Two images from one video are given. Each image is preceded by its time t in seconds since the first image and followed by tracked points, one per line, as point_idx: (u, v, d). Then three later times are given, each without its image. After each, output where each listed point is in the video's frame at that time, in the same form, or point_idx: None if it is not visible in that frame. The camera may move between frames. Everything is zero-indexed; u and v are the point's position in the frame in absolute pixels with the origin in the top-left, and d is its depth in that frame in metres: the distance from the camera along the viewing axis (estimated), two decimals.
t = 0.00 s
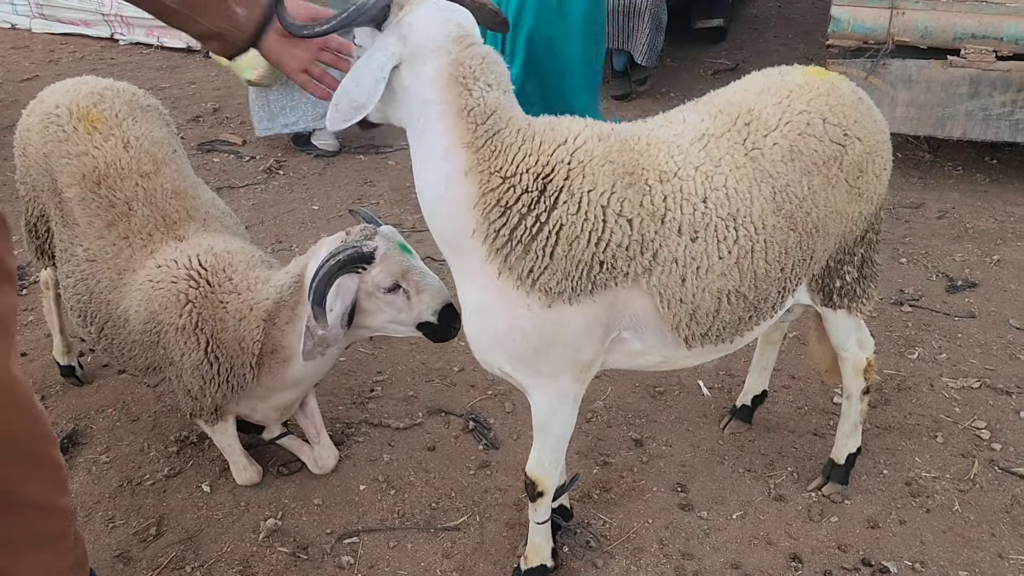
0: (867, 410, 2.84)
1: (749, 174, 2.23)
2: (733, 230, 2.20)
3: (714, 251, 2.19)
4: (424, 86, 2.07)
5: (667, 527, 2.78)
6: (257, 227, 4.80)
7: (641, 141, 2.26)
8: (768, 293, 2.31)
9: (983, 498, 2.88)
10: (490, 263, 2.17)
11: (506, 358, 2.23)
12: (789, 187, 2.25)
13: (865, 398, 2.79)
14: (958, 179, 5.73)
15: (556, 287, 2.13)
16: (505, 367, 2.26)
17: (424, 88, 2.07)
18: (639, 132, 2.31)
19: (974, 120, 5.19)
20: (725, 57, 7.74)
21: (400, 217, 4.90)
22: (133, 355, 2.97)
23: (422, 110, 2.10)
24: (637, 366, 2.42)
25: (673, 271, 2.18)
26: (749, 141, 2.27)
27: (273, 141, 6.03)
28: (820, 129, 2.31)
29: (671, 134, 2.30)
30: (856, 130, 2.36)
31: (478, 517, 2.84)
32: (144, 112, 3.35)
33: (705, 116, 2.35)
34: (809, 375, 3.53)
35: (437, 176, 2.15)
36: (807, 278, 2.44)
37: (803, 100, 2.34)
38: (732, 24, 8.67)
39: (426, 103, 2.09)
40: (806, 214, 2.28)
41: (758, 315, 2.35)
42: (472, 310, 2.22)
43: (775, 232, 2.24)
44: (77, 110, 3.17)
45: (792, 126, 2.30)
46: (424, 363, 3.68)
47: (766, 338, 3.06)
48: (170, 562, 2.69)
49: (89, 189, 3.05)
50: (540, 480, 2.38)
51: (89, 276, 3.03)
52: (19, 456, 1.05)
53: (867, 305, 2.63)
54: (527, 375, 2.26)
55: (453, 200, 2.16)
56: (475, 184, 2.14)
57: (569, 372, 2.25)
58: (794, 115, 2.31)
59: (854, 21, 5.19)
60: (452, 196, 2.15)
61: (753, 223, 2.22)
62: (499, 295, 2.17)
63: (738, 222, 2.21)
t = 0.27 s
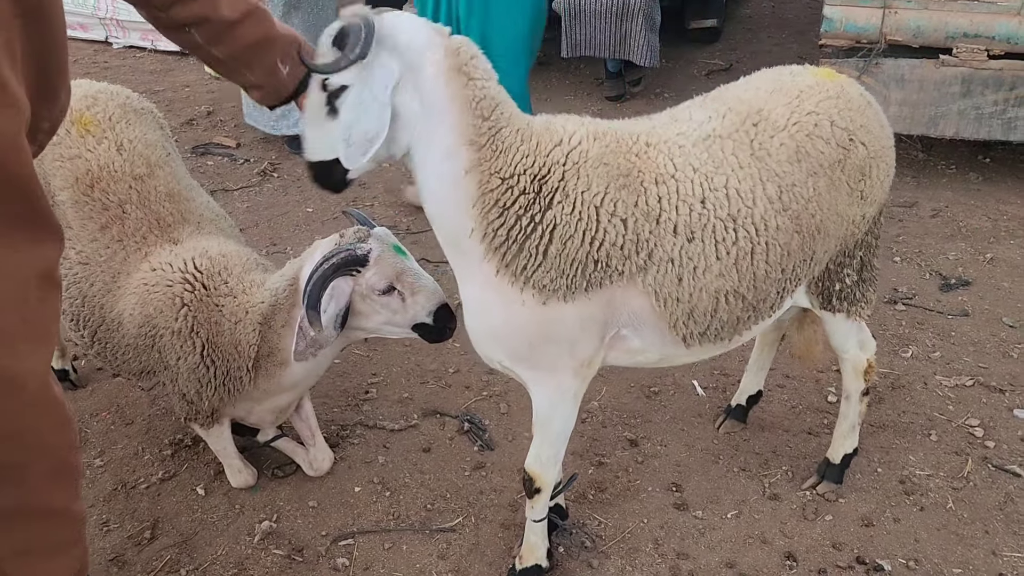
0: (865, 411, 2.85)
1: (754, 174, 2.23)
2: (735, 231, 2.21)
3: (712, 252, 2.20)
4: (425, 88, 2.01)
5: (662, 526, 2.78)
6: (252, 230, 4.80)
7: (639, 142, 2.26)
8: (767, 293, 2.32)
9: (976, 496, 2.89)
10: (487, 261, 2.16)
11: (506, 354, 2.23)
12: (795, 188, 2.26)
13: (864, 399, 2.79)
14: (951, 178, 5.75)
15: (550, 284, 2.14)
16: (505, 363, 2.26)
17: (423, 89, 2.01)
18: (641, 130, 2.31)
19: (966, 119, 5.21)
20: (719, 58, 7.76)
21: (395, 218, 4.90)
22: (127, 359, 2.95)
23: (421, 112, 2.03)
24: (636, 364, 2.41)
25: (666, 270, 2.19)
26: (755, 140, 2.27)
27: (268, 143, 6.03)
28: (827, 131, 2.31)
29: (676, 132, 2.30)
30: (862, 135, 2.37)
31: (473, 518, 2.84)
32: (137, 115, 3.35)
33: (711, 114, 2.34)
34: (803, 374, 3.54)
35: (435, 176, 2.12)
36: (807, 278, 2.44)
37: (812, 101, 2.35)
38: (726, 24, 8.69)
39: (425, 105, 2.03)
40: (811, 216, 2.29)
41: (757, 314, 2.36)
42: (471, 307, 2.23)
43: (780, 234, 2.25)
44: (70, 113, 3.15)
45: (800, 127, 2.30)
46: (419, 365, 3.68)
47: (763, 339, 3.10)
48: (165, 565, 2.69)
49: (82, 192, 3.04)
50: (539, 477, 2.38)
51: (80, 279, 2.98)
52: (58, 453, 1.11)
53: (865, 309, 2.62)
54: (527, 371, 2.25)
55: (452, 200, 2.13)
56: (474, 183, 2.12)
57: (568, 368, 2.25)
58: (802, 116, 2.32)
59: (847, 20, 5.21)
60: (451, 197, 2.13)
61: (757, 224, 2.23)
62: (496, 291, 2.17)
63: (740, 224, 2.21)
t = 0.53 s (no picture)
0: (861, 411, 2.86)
1: (727, 163, 2.23)
2: (711, 218, 2.21)
3: (693, 238, 2.21)
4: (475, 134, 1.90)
5: (657, 527, 2.78)
6: (245, 234, 4.79)
7: (622, 134, 2.26)
8: (745, 281, 2.32)
9: (970, 494, 2.90)
10: (520, 282, 2.11)
11: (524, 360, 2.21)
12: (769, 177, 2.25)
13: (860, 399, 2.79)
14: (943, 177, 5.77)
15: (576, 288, 2.14)
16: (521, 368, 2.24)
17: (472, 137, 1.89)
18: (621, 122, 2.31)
19: (957, 118, 5.23)
20: (711, 58, 7.78)
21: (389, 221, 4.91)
22: (122, 365, 2.94)
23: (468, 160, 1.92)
24: (627, 353, 2.44)
25: (660, 260, 2.20)
26: (730, 130, 2.26)
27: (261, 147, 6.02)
28: (808, 123, 2.30)
29: (652, 124, 2.30)
30: (849, 129, 2.33)
31: (469, 521, 2.84)
32: (130, 120, 3.35)
33: (688, 106, 2.33)
34: (797, 373, 3.55)
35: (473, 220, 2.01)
36: (793, 270, 2.43)
37: (795, 94, 2.34)
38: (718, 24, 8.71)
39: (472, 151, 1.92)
40: (785, 205, 2.27)
41: (736, 302, 2.36)
42: (492, 322, 2.17)
43: (752, 221, 2.24)
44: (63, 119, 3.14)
45: (777, 118, 2.29)
46: (414, 368, 3.68)
47: (760, 339, 3.10)
48: (160, 571, 2.68)
49: (75, 198, 3.03)
50: (540, 475, 2.39)
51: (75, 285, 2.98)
52: (66, 450, 1.30)
53: (858, 314, 2.59)
54: (541, 375, 2.24)
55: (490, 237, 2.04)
56: (512, 214, 2.06)
57: (577, 365, 2.26)
58: (781, 108, 2.30)
59: (837, 21, 5.23)
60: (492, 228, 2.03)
61: (731, 211, 2.23)
62: (527, 307, 2.13)
63: (715, 211, 2.21)
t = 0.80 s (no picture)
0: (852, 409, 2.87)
1: (718, 160, 2.25)
2: (709, 215, 2.21)
3: (697, 236, 2.19)
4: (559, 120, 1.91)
5: (652, 530, 2.79)
6: (239, 240, 4.79)
7: (626, 137, 2.25)
8: (743, 277, 2.31)
9: (964, 494, 2.91)
10: (545, 284, 2.04)
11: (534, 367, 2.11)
12: (758, 172, 2.27)
13: (851, 398, 2.80)
14: (935, 178, 5.79)
15: (597, 292, 2.08)
16: (528, 376, 2.14)
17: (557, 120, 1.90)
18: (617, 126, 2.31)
19: (949, 119, 5.25)
20: (704, 61, 7.81)
21: (383, 226, 4.91)
22: (116, 373, 2.89)
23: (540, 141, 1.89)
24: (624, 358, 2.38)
25: (669, 260, 2.17)
26: (716, 128, 2.30)
27: (254, 152, 6.02)
28: (789, 117, 2.34)
29: (646, 128, 2.29)
30: (828, 122, 2.38)
31: (464, 525, 2.84)
32: (122, 127, 3.35)
33: (676, 107, 2.35)
34: (790, 375, 3.56)
35: (522, 201, 1.95)
36: (780, 264, 2.44)
37: (774, 90, 2.37)
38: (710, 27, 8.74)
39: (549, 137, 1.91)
40: (774, 199, 2.29)
41: (735, 297, 2.34)
42: (507, 327, 2.07)
43: (745, 217, 2.25)
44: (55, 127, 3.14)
45: (760, 114, 2.33)
46: (409, 373, 3.68)
47: (752, 339, 3.11)
48: None
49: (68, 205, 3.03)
50: (541, 483, 2.28)
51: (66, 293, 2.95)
52: (70, 475, 1.25)
53: (845, 310, 2.61)
54: (549, 383, 2.14)
55: (527, 228, 1.99)
56: (555, 210, 2.01)
57: (585, 371, 2.18)
58: (763, 104, 2.34)
59: (829, 23, 5.26)
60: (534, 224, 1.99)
61: (727, 207, 2.23)
62: (548, 310, 2.06)
63: (712, 208, 2.21)
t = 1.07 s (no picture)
0: (846, 411, 2.88)
1: (710, 162, 2.27)
2: (703, 216, 2.22)
3: (691, 237, 2.20)
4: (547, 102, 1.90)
5: (649, 533, 2.80)
6: (238, 247, 4.81)
7: (620, 139, 2.26)
8: (737, 277, 2.32)
9: (959, 495, 2.92)
10: (539, 276, 2.01)
11: (529, 367, 2.08)
12: (749, 174, 2.29)
13: (845, 398, 2.82)
14: (931, 181, 5.81)
15: (592, 291, 2.07)
16: (522, 377, 2.10)
17: (544, 101, 1.88)
18: (610, 128, 2.31)
19: (944, 122, 5.27)
20: (701, 66, 7.85)
21: (381, 232, 4.93)
22: (116, 378, 2.89)
23: (527, 123, 1.88)
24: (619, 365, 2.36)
25: (663, 260, 2.17)
26: (708, 131, 2.31)
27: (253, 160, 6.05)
28: (778, 120, 2.36)
29: (640, 131, 2.30)
30: (817, 124, 2.41)
31: (461, 529, 2.85)
32: (120, 135, 3.38)
33: (668, 112, 2.37)
34: (786, 378, 3.57)
35: (511, 189, 1.93)
36: (773, 265, 2.45)
37: (763, 93, 2.40)
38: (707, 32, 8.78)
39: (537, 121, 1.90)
40: (766, 200, 2.31)
41: (729, 299, 2.35)
42: (502, 324, 2.03)
43: (738, 218, 2.26)
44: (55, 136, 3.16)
45: (750, 117, 2.35)
46: (406, 378, 3.70)
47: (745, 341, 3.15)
48: None
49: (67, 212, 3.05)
50: (537, 488, 2.27)
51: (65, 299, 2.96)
52: (74, 481, 1.13)
53: (839, 310, 2.63)
54: (542, 386, 2.12)
55: (518, 221, 1.96)
56: (547, 201, 1.99)
57: (580, 376, 2.16)
58: (752, 107, 2.37)
59: (823, 27, 5.31)
60: (524, 213, 1.97)
61: (720, 208, 2.24)
62: (542, 307, 2.03)
63: (706, 209, 2.22)
